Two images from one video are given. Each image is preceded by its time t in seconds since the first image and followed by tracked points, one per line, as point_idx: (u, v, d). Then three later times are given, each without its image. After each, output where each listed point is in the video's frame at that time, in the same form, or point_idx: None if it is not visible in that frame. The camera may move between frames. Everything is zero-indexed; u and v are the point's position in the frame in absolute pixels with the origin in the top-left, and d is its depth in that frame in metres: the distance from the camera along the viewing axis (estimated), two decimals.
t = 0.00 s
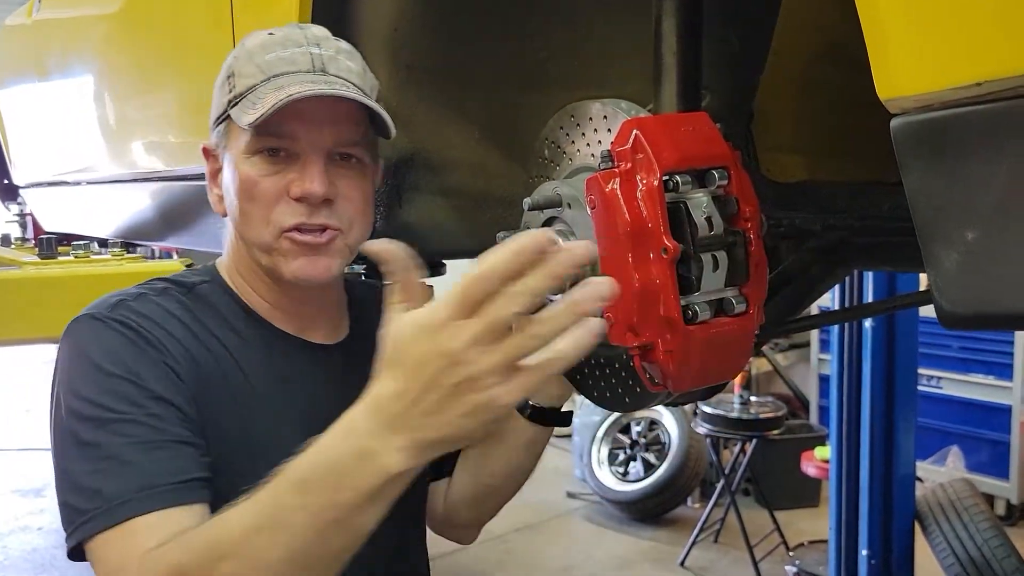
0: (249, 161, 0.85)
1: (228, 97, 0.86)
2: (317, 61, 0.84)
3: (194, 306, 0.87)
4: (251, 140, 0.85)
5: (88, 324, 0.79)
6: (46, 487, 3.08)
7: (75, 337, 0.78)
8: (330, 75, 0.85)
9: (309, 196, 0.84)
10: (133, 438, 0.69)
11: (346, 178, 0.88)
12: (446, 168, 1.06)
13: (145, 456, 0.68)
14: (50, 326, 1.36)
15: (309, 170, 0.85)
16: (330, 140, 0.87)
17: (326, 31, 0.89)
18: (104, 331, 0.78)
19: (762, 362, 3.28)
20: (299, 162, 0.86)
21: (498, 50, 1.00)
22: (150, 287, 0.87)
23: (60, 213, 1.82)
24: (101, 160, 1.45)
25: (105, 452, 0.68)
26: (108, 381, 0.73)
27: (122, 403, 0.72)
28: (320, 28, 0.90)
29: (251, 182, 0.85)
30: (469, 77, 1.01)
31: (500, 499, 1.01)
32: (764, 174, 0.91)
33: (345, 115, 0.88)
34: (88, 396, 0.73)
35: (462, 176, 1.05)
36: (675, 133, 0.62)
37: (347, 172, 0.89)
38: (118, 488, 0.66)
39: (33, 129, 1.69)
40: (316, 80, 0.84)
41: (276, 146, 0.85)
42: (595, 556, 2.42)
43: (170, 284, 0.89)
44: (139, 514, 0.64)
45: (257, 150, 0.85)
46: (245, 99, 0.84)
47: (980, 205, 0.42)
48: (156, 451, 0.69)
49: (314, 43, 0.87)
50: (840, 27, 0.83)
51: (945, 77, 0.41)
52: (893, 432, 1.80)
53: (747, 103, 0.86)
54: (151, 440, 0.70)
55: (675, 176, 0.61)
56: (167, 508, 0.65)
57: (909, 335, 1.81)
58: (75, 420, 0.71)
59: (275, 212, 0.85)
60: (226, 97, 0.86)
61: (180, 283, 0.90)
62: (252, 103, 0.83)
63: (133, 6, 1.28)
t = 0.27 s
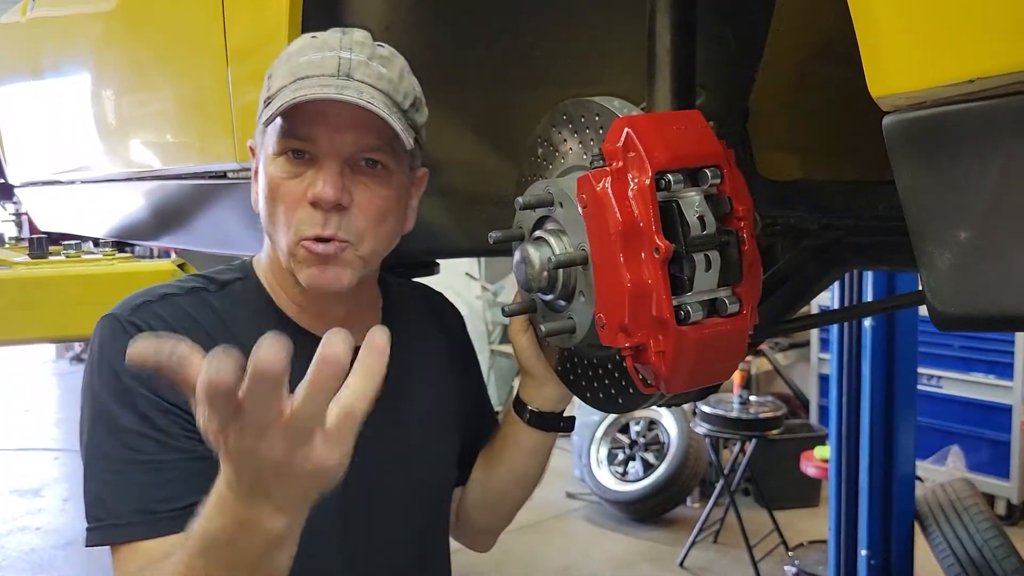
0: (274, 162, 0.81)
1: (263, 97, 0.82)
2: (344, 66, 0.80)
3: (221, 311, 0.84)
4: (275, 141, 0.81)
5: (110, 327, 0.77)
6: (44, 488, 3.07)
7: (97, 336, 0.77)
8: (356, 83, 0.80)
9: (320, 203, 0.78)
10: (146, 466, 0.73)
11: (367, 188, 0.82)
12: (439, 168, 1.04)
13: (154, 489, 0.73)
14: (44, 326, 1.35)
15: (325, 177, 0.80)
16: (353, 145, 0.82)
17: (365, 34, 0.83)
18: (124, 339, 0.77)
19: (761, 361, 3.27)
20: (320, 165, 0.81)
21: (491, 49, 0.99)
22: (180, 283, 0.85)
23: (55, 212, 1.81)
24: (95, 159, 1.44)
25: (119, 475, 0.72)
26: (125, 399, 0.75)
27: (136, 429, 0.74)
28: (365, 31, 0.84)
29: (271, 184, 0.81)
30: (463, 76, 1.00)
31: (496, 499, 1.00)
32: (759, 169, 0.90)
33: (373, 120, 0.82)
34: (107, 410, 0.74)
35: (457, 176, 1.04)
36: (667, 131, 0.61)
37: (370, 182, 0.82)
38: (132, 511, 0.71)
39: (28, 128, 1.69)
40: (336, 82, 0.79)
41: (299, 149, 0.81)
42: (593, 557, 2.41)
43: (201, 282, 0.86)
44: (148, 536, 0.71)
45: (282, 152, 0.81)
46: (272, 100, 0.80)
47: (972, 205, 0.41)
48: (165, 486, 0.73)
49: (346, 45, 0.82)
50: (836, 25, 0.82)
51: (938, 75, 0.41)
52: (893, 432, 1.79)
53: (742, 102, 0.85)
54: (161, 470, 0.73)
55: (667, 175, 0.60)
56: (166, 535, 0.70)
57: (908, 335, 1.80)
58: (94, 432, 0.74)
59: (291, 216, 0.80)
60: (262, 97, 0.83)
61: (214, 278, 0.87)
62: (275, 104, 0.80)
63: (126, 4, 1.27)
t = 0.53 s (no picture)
0: (303, 181, 0.76)
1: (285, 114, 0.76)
2: (378, 88, 0.76)
3: (236, 314, 0.81)
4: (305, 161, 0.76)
5: (125, 331, 0.76)
6: (45, 486, 3.07)
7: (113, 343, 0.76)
8: (390, 105, 0.76)
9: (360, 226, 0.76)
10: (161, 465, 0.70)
11: (397, 205, 0.80)
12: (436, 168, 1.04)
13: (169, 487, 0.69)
14: (42, 326, 1.35)
15: (363, 199, 0.77)
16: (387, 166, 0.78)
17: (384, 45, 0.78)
18: (138, 344, 0.75)
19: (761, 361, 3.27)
20: (353, 188, 0.77)
21: (488, 49, 0.99)
22: (196, 287, 0.83)
23: (54, 212, 1.81)
24: (94, 159, 1.44)
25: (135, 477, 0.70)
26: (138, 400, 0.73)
27: (149, 428, 0.71)
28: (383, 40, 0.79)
29: (302, 204, 0.76)
30: (460, 77, 1.00)
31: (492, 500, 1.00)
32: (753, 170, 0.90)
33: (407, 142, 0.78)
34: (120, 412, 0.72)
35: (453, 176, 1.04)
36: (662, 132, 0.61)
37: (400, 197, 0.80)
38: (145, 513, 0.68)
39: (27, 128, 1.69)
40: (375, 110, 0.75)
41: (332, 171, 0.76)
42: (592, 555, 2.41)
43: (219, 285, 0.84)
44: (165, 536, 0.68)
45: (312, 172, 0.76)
46: (303, 122, 0.75)
47: (966, 206, 0.41)
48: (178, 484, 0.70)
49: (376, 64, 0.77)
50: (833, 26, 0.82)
51: (931, 75, 0.41)
52: (892, 431, 1.79)
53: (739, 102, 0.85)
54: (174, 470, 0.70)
55: (661, 176, 0.60)
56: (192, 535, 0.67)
57: (907, 334, 1.80)
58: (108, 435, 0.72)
59: (325, 237, 0.76)
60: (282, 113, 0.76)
61: (229, 283, 0.85)
62: (310, 130, 0.74)
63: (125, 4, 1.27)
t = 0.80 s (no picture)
0: (314, 192, 0.77)
1: (293, 127, 0.76)
2: (387, 99, 0.77)
3: (245, 327, 0.81)
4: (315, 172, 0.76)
5: (138, 354, 0.77)
6: (47, 487, 3.07)
7: (127, 366, 0.77)
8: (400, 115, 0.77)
9: (376, 233, 0.77)
10: (183, 487, 0.72)
11: (406, 211, 0.81)
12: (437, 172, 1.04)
13: (194, 508, 0.71)
14: (44, 329, 1.36)
15: (375, 207, 0.78)
16: (396, 174, 0.79)
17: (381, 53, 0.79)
18: (150, 366, 0.76)
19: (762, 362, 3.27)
20: (364, 196, 0.78)
21: (488, 52, 0.99)
22: (205, 302, 0.83)
23: (56, 215, 1.82)
24: (95, 162, 1.44)
25: (161, 501, 0.72)
26: (156, 423, 0.74)
27: (170, 451, 0.72)
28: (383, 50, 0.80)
29: (315, 214, 0.77)
30: (460, 80, 1.00)
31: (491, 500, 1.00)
32: (754, 173, 0.91)
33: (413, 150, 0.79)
34: (139, 437, 0.74)
35: (453, 180, 1.04)
36: (662, 137, 0.61)
37: (409, 204, 0.81)
38: (176, 535, 0.71)
39: (29, 131, 1.69)
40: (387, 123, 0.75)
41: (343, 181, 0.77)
42: (593, 557, 2.41)
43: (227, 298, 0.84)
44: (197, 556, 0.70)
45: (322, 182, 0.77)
46: (314, 135, 0.75)
47: (965, 213, 0.41)
48: (202, 504, 0.71)
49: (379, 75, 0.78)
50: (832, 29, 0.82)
51: (930, 83, 0.41)
52: (894, 433, 1.79)
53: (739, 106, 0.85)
54: (197, 490, 0.71)
55: (662, 181, 0.60)
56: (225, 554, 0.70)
57: (909, 336, 1.80)
58: (130, 460, 0.74)
59: (338, 246, 0.77)
60: (289, 126, 0.76)
61: (236, 296, 0.85)
62: (325, 143, 0.74)
63: (126, 7, 1.27)
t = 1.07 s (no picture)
0: (310, 201, 0.77)
1: (288, 137, 0.77)
2: (380, 106, 0.77)
3: (243, 340, 0.81)
4: (311, 182, 0.76)
5: (135, 371, 0.77)
6: (52, 491, 3.08)
7: (126, 382, 0.78)
8: (394, 122, 0.77)
9: (371, 241, 0.77)
10: (188, 505, 0.73)
11: (402, 219, 0.81)
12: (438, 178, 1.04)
13: (199, 526, 0.72)
14: (48, 334, 1.36)
15: (370, 216, 0.78)
16: (391, 181, 0.79)
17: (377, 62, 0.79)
18: (149, 383, 0.77)
19: (765, 364, 3.27)
20: (358, 205, 0.78)
21: (489, 59, 0.99)
22: (201, 316, 0.83)
23: (60, 220, 1.82)
24: (98, 168, 1.45)
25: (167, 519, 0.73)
26: (158, 442, 0.75)
27: (170, 469, 0.73)
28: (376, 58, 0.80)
29: (310, 224, 0.77)
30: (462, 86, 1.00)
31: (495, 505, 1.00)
32: (755, 180, 0.90)
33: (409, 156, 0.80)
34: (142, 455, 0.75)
35: (455, 186, 1.05)
36: (663, 144, 0.61)
37: (403, 211, 0.81)
38: (184, 552, 0.72)
39: (33, 137, 1.70)
40: (380, 131, 0.76)
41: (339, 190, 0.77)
42: (597, 560, 2.41)
43: (223, 311, 0.84)
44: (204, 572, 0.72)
45: (316, 192, 0.77)
46: (308, 144, 0.76)
47: (965, 221, 0.41)
48: (207, 521, 0.72)
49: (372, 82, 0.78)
50: (833, 34, 0.82)
51: (931, 91, 0.41)
52: (898, 435, 1.79)
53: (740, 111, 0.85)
54: (202, 508, 0.73)
55: (663, 188, 0.60)
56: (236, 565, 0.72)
57: (912, 339, 1.80)
58: (135, 478, 0.75)
59: (335, 255, 0.77)
60: (285, 135, 0.77)
61: (233, 308, 0.85)
62: (319, 153, 0.75)
63: (128, 13, 1.27)
